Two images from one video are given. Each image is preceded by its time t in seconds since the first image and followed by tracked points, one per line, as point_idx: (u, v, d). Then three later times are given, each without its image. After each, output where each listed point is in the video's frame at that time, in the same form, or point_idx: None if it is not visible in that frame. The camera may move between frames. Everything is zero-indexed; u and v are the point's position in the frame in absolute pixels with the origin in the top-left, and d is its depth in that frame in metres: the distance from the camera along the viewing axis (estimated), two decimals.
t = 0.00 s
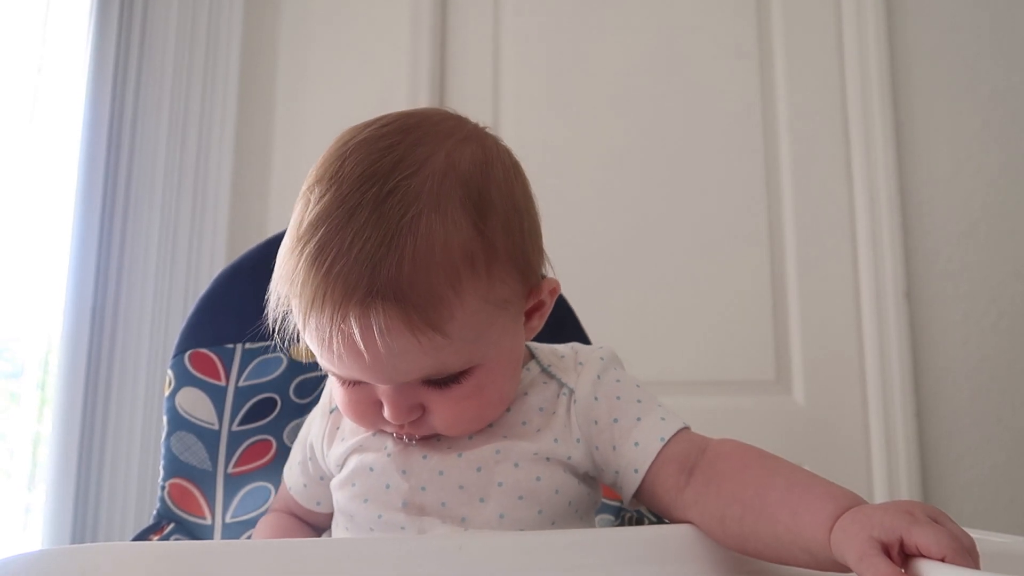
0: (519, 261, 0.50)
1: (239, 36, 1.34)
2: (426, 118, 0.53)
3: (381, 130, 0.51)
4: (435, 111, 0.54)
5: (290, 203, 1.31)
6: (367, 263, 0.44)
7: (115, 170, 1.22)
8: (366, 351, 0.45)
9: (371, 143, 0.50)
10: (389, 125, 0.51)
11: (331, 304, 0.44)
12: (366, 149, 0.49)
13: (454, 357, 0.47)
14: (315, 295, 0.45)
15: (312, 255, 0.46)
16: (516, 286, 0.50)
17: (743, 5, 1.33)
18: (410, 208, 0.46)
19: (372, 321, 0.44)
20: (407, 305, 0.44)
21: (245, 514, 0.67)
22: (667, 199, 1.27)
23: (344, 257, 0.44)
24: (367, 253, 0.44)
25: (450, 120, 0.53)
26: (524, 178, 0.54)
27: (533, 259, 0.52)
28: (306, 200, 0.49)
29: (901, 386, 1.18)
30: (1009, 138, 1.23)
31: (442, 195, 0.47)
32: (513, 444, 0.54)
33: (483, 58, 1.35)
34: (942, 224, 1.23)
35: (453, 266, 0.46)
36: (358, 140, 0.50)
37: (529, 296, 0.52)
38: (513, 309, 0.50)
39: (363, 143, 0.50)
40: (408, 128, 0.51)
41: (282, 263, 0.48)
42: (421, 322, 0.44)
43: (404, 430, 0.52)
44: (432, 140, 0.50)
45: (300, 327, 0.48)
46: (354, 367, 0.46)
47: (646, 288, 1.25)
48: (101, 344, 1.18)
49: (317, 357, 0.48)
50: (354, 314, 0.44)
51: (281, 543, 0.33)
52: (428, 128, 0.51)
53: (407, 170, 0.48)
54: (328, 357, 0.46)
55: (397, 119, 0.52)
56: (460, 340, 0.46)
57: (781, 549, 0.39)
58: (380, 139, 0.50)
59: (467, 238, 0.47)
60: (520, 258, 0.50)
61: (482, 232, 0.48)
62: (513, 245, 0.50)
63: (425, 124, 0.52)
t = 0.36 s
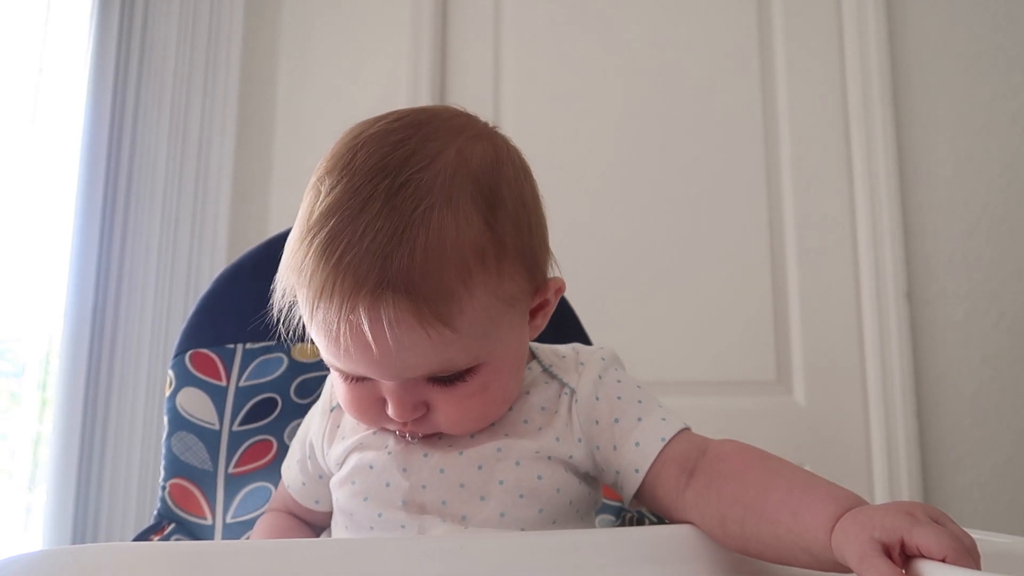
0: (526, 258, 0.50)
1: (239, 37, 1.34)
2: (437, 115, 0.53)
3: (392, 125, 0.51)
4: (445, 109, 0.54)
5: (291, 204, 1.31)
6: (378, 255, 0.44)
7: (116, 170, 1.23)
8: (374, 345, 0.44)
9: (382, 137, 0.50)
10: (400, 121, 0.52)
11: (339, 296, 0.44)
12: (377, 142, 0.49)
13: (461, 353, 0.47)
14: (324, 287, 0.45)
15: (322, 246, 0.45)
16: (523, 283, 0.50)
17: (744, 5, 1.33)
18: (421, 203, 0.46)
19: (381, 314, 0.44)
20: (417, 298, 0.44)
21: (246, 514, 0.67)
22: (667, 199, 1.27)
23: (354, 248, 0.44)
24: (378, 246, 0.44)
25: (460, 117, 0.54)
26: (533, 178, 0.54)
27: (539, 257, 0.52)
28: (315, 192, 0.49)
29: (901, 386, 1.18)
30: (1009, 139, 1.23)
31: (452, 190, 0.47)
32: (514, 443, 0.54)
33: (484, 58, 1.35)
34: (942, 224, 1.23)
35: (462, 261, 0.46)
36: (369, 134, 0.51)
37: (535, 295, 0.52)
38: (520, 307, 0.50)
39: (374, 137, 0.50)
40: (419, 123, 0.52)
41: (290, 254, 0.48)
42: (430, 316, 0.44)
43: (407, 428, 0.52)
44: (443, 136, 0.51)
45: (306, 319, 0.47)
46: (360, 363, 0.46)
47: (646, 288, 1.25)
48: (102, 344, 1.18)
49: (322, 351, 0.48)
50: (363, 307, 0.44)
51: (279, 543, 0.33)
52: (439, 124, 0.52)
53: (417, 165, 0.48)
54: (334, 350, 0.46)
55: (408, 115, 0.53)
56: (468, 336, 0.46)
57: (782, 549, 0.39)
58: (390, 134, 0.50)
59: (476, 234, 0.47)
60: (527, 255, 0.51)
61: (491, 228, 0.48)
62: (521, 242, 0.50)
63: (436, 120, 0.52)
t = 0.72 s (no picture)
0: (538, 264, 0.51)
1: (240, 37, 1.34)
2: (457, 119, 0.54)
3: (412, 128, 0.52)
4: (464, 113, 0.55)
5: (291, 204, 1.32)
6: (398, 256, 0.44)
7: (116, 171, 1.23)
8: (390, 344, 0.44)
9: (402, 139, 0.50)
10: (420, 123, 0.52)
11: (357, 295, 0.44)
12: (397, 144, 0.50)
13: (474, 355, 0.47)
14: (342, 285, 0.45)
15: (342, 244, 0.46)
16: (535, 287, 0.51)
17: (744, 5, 1.33)
18: (440, 207, 0.47)
19: (399, 314, 0.44)
20: (436, 300, 0.44)
21: (246, 515, 0.67)
22: (667, 199, 1.27)
23: (374, 247, 0.45)
24: (398, 246, 0.45)
25: (478, 123, 0.54)
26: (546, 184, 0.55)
27: (550, 262, 0.53)
28: (334, 190, 0.49)
29: (901, 387, 1.18)
30: (1009, 139, 1.23)
31: (471, 194, 0.48)
32: (516, 445, 0.54)
33: (484, 58, 1.35)
34: (942, 225, 1.23)
35: (480, 265, 0.46)
36: (389, 135, 0.51)
37: (545, 300, 0.53)
38: (532, 311, 0.51)
39: (394, 139, 0.51)
40: (439, 127, 0.52)
41: (307, 251, 0.48)
42: (447, 317, 0.45)
43: (413, 429, 0.51)
44: (463, 140, 0.51)
45: (321, 316, 0.47)
46: (374, 361, 0.46)
47: (646, 289, 1.25)
48: (102, 345, 1.18)
49: (336, 348, 0.47)
50: (382, 306, 0.44)
51: (280, 543, 0.33)
52: (458, 128, 0.52)
53: (436, 169, 0.48)
54: (348, 348, 0.46)
55: (428, 118, 0.53)
56: (481, 338, 0.47)
57: (781, 550, 0.39)
58: (411, 136, 0.51)
59: (493, 238, 0.47)
60: (540, 261, 0.51)
61: (507, 233, 0.49)
62: (534, 248, 0.51)
63: (456, 125, 0.53)
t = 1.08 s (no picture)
0: (536, 260, 0.51)
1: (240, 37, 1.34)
2: (448, 117, 0.53)
3: (405, 128, 0.51)
4: (455, 111, 0.55)
5: (291, 204, 1.32)
6: (400, 259, 0.44)
7: (116, 171, 1.23)
8: (396, 348, 0.45)
9: (396, 140, 0.50)
10: (412, 123, 0.52)
11: (361, 300, 0.44)
12: (391, 145, 0.50)
13: (477, 355, 0.47)
14: (345, 290, 0.45)
15: (342, 249, 0.46)
16: (534, 284, 0.51)
17: (744, 5, 1.33)
18: (440, 207, 0.47)
19: (404, 317, 0.44)
20: (439, 302, 0.44)
21: (246, 516, 0.67)
22: (667, 200, 1.27)
23: (376, 251, 0.45)
24: (400, 249, 0.45)
25: (470, 120, 0.54)
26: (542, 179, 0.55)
27: (547, 257, 0.53)
28: (329, 193, 0.49)
29: (901, 387, 1.18)
30: (1009, 140, 1.23)
31: (469, 193, 0.48)
32: (517, 444, 0.54)
33: (484, 58, 1.35)
34: (943, 225, 1.23)
35: (481, 264, 0.46)
36: (383, 136, 0.51)
37: (543, 296, 0.53)
38: (532, 307, 0.51)
39: (388, 140, 0.50)
40: (431, 126, 0.52)
41: (306, 257, 0.48)
42: (451, 319, 0.45)
43: (415, 429, 0.51)
44: (456, 139, 0.51)
45: (323, 322, 0.47)
46: (379, 364, 0.46)
47: (646, 289, 1.25)
48: (102, 345, 1.18)
49: (338, 353, 0.47)
50: (386, 311, 0.44)
51: (281, 544, 0.33)
52: (450, 127, 0.52)
53: (433, 169, 0.48)
54: (352, 353, 0.46)
55: (419, 118, 0.53)
56: (484, 337, 0.47)
57: (779, 562, 0.39)
58: (404, 137, 0.51)
59: (493, 237, 0.48)
60: (538, 257, 0.51)
61: (506, 231, 0.49)
62: (533, 244, 0.51)
63: (447, 123, 0.53)
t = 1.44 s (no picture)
0: (560, 262, 0.51)
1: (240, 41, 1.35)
2: (485, 122, 0.54)
3: (442, 129, 0.52)
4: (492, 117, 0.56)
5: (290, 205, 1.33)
6: (427, 248, 0.45)
7: (116, 172, 1.22)
8: (417, 334, 0.45)
9: (432, 139, 0.51)
10: (450, 125, 0.53)
11: (387, 286, 0.45)
12: (426, 145, 0.50)
13: (497, 347, 0.47)
14: (372, 276, 0.45)
15: (373, 236, 0.46)
16: (556, 284, 0.51)
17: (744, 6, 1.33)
18: (469, 202, 0.47)
19: (427, 304, 0.44)
20: (463, 292, 0.45)
21: (246, 516, 0.67)
22: (667, 200, 1.27)
23: (405, 240, 0.45)
24: (428, 239, 0.45)
25: (506, 126, 0.55)
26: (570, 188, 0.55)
27: (570, 262, 0.53)
28: (364, 185, 0.50)
29: (902, 388, 1.18)
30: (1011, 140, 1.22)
31: (499, 192, 0.48)
32: (532, 435, 0.54)
33: (484, 59, 1.35)
34: (942, 225, 1.23)
35: (505, 259, 0.47)
36: (420, 135, 0.52)
37: (563, 298, 0.53)
38: (552, 307, 0.51)
39: (424, 139, 0.51)
40: (468, 128, 0.53)
41: (337, 243, 0.49)
42: (473, 309, 0.45)
43: (432, 420, 0.51)
44: (490, 140, 0.52)
45: (349, 306, 0.48)
46: (400, 351, 0.46)
47: (646, 289, 1.25)
48: (103, 346, 1.18)
49: (362, 338, 0.48)
50: (411, 297, 0.44)
51: (283, 544, 0.33)
52: (484, 131, 0.53)
53: (465, 167, 0.49)
54: (376, 338, 0.47)
55: (457, 120, 0.54)
56: (505, 331, 0.47)
57: (776, 559, 0.39)
58: (440, 136, 0.51)
59: (519, 235, 0.48)
60: (562, 259, 0.52)
61: (533, 231, 0.49)
62: (557, 246, 0.51)
63: (483, 127, 0.53)
